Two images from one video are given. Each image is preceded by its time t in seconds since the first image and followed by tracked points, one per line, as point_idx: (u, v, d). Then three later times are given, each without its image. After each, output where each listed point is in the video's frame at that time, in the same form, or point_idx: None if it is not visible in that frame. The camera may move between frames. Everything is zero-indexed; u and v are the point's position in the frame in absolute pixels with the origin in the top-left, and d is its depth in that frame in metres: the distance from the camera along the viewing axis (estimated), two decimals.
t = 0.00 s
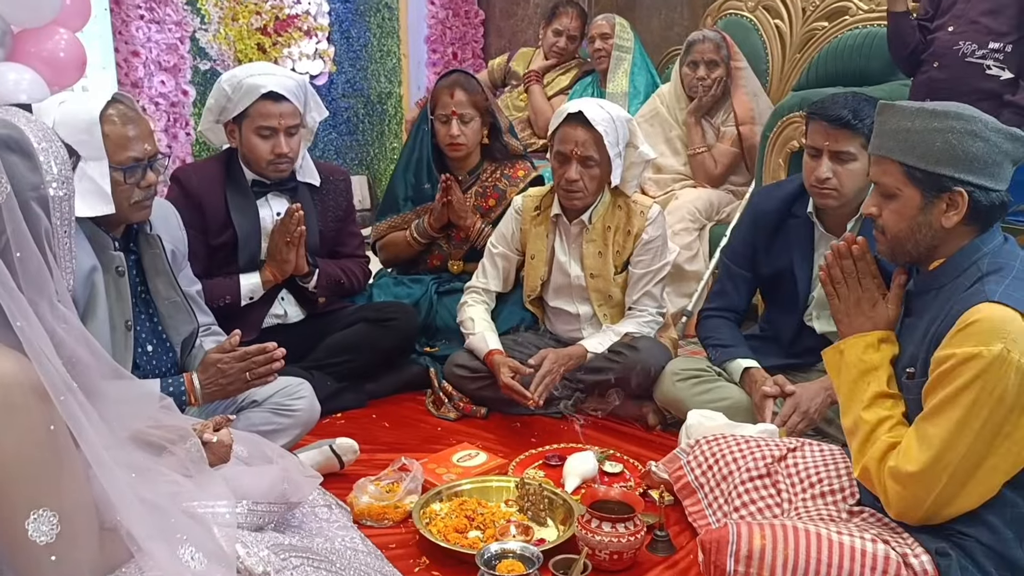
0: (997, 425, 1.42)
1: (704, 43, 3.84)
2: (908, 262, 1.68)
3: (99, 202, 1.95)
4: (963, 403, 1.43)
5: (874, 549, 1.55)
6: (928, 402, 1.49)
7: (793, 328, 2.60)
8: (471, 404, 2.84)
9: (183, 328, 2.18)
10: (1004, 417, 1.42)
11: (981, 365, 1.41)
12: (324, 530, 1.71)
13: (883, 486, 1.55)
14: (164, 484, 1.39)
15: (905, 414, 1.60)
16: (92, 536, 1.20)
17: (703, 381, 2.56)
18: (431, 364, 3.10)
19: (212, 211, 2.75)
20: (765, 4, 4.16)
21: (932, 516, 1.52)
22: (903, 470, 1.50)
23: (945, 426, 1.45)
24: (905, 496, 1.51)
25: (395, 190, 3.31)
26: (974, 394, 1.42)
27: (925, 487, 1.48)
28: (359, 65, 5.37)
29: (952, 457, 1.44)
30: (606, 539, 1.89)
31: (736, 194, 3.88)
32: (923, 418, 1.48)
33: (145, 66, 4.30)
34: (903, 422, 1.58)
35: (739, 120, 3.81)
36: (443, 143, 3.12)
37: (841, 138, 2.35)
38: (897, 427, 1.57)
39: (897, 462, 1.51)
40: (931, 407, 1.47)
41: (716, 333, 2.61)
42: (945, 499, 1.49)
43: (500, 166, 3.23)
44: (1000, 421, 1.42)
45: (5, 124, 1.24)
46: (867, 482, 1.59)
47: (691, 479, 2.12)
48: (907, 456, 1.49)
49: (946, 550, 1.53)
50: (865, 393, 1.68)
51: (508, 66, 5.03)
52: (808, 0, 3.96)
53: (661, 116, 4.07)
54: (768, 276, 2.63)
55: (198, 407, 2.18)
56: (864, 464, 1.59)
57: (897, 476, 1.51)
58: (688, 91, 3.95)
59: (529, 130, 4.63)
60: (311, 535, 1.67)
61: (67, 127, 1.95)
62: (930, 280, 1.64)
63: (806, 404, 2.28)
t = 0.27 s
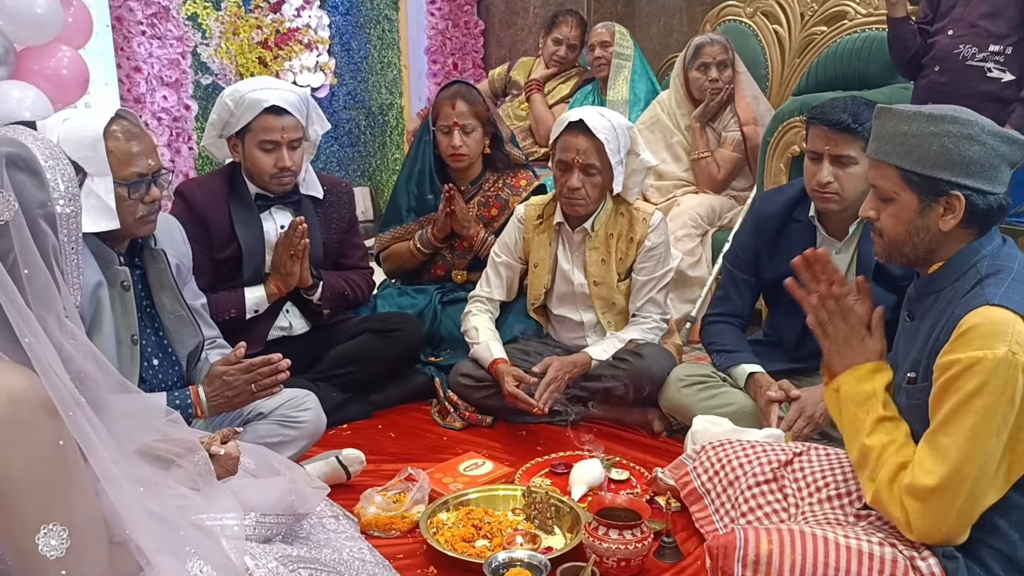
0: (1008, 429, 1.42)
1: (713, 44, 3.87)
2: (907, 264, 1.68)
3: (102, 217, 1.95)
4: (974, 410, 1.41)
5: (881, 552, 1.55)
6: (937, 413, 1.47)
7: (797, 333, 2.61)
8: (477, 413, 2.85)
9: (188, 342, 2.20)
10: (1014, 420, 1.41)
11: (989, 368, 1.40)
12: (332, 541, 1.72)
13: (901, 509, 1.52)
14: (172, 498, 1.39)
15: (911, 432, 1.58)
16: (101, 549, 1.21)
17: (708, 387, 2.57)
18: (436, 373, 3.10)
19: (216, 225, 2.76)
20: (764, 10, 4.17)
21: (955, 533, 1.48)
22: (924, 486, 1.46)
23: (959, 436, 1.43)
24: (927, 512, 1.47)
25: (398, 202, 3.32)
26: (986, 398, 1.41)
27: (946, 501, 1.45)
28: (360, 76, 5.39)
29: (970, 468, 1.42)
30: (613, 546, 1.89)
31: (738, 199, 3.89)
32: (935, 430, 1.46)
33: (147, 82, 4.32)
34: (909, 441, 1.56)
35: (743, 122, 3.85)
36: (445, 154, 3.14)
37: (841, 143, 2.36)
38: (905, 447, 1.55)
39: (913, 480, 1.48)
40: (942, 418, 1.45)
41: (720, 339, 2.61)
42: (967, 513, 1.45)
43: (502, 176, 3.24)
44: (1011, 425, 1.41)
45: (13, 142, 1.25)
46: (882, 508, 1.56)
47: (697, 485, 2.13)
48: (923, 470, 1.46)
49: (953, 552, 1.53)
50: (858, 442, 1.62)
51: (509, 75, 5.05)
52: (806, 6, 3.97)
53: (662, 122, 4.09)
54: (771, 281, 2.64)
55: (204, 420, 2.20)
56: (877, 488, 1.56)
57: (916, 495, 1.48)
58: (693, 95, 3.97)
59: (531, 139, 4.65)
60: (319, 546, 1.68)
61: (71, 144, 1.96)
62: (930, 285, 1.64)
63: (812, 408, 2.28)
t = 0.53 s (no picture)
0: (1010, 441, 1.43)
1: (715, 52, 3.91)
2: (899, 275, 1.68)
3: (102, 228, 1.96)
4: (974, 423, 1.42)
5: (879, 559, 1.55)
6: (936, 429, 1.47)
7: (795, 339, 2.61)
8: (475, 421, 2.85)
9: (187, 351, 2.19)
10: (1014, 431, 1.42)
11: (988, 381, 1.41)
12: (331, 550, 1.72)
13: (909, 531, 1.52)
14: (171, 507, 1.40)
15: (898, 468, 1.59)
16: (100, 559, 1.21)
17: (706, 394, 2.57)
18: (435, 381, 3.10)
19: (214, 234, 2.76)
20: (761, 18, 4.19)
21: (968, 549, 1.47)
22: (930, 503, 1.47)
23: (962, 450, 1.43)
24: (937, 525, 1.47)
25: (396, 211, 3.32)
26: (986, 411, 1.42)
27: (954, 514, 1.45)
28: (359, 86, 5.40)
29: (976, 482, 1.43)
30: (612, 553, 1.89)
31: (736, 207, 3.90)
32: (936, 446, 1.47)
33: (145, 91, 4.33)
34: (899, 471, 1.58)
35: (742, 129, 3.86)
36: (444, 163, 3.14)
37: (838, 150, 2.36)
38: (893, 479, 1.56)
39: (920, 498, 1.48)
40: (942, 434, 1.46)
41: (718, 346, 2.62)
42: (978, 528, 1.45)
43: (500, 185, 3.26)
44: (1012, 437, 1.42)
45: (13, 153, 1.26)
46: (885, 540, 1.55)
47: (696, 493, 2.13)
48: (928, 487, 1.47)
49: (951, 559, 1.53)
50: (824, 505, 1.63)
51: (507, 84, 5.06)
52: (803, 13, 3.99)
53: (660, 130, 4.10)
54: (769, 287, 2.65)
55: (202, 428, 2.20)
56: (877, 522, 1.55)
57: (924, 511, 1.48)
58: (693, 101, 3.98)
59: (528, 148, 4.67)
60: (318, 555, 1.68)
61: (70, 154, 1.97)
62: (922, 295, 1.64)
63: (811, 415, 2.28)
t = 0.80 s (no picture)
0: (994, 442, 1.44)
1: (710, 52, 3.92)
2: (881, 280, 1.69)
3: (96, 229, 1.96)
4: (957, 424, 1.45)
5: (872, 558, 1.54)
6: (921, 430, 1.51)
7: (789, 339, 2.63)
8: (470, 421, 2.85)
9: (181, 351, 2.19)
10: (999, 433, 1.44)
11: (971, 382, 1.44)
12: (325, 549, 1.72)
13: (894, 534, 1.55)
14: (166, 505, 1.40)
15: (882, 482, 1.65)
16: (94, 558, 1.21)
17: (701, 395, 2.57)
18: (430, 382, 3.09)
19: (208, 234, 2.76)
20: (755, 19, 4.19)
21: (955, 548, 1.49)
22: (911, 502, 1.50)
23: (944, 450, 1.46)
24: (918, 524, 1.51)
25: (391, 212, 3.31)
26: (969, 412, 1.44)
27: (936, 513, 1.48)
28: (354, 86, 5.40)
29: (959, 483, 1.45)
30: (607, 553, 1.89)
31: (732, 208, 3.90)
32: (919, 447, 1.50)
33: (140, 92, 4.31)
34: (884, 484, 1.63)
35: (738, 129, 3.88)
36: (439, 164, 3.14)
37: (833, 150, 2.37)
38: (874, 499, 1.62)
39: (905, 499, 1.51)
40: (925, 434, 1.49)
41: (713, 346, 2.61)
42: (964, 529, 1.48)
43: (495, 186, 3.27)
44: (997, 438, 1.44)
45: (9, 152, 1.26)
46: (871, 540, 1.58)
47: (689, 492, 2.14)
48: (911, 487, 1.50)
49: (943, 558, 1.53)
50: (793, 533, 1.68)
51: (502, 85, 5.07)
52: (797, 15, 4.00)
53: (654, 131, 4.10)
54: (763, 288, 2.65)
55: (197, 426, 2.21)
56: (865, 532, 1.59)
57: (909, 513, 1.51)
58: (688, 102, 3.99)
59: (524, 149, 4.67)
60: (312, 555, 1.68)
61: (65, 154, 1.96)
62: (906, 297, 1.66)
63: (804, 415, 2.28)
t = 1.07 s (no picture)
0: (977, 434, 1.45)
1: (701, 43, 3.92)
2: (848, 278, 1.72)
3: (85, 220, 1.95)
4: (938, 418, 1.45)
5: (861, 551, 1.54)
6: (903, 425, 1.51)
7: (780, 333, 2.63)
8: (461, 414, 2.84)
9: (170, 343, 2.17)
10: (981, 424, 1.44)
11: (950, 376, 1.44)
12: (315, 541, 1.71)
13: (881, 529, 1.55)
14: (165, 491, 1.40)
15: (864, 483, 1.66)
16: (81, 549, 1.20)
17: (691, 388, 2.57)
18: (420, 375, 3.10)
19: (199, 226, 2.74)
20: (747, 14, 4.19)
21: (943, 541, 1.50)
22: (896, 498, 1.51)
23: (926, 445, 1.47)
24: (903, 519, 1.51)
25: (382, 205, 3.30)
26: (950, 406, 1.44)
27: (920, 505, 1.49)
28: (345, 79, 5.39)
29: (943, 476, 1.45)
30: (597, 545, 1.89)
31: (722, 202, 3.92)
32: (902, 443, 1.50)
33: (129, 84, 4.30)
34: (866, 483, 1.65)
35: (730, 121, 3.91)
36: (430, 157, 3.13)
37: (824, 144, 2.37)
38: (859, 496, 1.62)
39: (890, 495, 1.52)
40: (908, 430, 1.49)
41: (704, 339, 2.61)
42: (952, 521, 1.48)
43: (487, 178, 3.25)
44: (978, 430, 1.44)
45: None
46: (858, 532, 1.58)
47: (677, 487, 2.14)
48: (894, 484, 1.50)
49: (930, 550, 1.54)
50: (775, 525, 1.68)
51: (493, 78, 5.06)
52: (788, 9, 4.00)
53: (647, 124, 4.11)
54: (754, 281, 2.65)
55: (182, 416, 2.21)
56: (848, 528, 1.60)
57: (894, 508, 1.52)
58: (680, 95, 3.99)
59: (515, 142, 4.68)
60: (301, 546, 1.67)
61: (55, 144, 1.96)
62: (875, 296, 1.66)
63: (795, 408, 2.28)
